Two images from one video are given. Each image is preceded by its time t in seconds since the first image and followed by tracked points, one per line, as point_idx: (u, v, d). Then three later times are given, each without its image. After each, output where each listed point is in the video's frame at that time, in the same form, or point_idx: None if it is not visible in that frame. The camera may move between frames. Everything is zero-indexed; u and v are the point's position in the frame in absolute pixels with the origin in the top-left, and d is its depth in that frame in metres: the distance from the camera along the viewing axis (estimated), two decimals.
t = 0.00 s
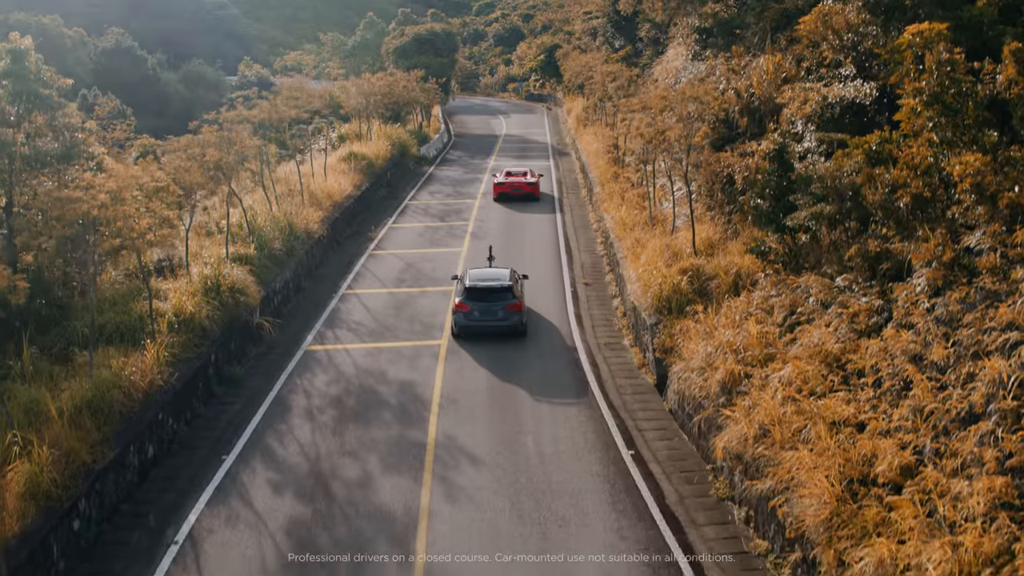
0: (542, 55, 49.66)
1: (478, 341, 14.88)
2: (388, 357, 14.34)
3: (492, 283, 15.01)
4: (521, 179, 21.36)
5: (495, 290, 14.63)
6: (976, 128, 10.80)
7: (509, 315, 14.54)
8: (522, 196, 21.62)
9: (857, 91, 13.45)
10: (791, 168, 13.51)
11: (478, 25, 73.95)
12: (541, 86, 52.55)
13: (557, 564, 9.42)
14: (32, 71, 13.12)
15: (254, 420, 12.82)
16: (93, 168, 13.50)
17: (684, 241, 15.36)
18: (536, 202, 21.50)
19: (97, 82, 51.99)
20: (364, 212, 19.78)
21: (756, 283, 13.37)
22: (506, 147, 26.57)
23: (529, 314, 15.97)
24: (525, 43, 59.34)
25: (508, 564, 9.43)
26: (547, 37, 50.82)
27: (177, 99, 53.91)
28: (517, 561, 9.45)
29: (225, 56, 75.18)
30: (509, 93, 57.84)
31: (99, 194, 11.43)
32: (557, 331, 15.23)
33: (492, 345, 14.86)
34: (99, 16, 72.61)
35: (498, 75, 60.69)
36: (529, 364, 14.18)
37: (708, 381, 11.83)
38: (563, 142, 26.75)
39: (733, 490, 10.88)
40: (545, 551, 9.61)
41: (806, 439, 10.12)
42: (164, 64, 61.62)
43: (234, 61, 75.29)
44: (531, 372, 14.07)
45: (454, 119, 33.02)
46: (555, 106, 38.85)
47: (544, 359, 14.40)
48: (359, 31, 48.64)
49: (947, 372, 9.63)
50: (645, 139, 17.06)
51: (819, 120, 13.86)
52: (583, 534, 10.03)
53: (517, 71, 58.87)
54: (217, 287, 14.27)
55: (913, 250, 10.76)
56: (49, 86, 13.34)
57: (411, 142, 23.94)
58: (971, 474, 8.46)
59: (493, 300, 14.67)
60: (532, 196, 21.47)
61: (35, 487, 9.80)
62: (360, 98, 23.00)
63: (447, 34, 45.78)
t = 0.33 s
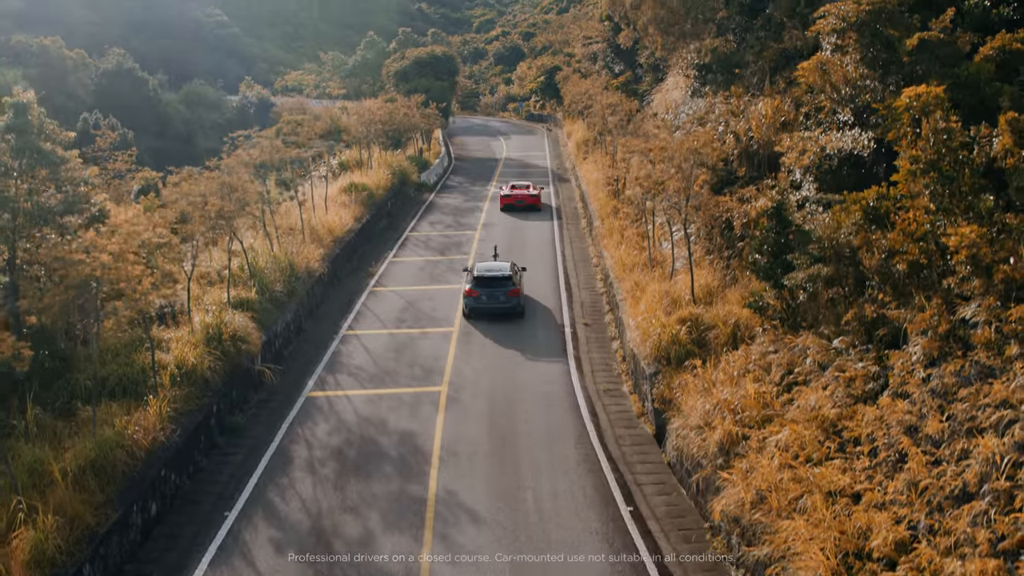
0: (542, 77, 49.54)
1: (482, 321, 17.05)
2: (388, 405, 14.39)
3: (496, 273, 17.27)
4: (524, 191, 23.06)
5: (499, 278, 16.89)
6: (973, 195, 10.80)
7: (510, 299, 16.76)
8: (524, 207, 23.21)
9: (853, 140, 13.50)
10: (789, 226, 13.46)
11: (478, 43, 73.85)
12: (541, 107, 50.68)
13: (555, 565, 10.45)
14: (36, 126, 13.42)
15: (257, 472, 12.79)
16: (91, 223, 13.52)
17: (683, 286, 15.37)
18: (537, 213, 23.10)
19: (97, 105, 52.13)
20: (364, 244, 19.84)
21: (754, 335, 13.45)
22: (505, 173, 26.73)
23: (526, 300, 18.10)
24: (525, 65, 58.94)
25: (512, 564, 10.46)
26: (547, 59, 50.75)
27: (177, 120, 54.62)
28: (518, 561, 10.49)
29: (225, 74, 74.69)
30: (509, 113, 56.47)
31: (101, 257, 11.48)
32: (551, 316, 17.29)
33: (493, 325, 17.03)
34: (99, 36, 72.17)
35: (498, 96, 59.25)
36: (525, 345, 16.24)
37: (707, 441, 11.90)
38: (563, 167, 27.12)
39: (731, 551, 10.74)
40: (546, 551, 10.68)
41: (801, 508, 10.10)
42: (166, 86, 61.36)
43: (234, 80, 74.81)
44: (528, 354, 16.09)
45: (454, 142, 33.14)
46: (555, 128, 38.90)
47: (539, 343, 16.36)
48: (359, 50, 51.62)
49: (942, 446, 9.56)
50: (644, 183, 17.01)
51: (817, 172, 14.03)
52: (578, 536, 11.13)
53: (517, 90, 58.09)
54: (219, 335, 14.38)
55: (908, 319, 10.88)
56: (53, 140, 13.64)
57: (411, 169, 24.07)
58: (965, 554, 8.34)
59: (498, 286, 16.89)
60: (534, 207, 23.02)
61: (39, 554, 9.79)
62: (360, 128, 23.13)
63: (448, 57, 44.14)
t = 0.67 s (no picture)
0: (542, 99, 49.51)
1: (488, 310, 18.91)
2: (389, 448, 14.30)
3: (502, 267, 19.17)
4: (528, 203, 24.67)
5: (505, 270, 18.82)
6: (971, 256, 10.94)
7: (514, 289, 18.65)
8: (528, 217, 24.85)
9: (852, 189, 13.67)
10: (789, 278, 13.59)
11: (479, 61, 73.81)
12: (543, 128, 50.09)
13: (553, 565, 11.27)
14: (39, 175, 13.50)
15: (259, 518, 12.59)
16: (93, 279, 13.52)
17: (683, 329, 15.41)
18: (540, 223, 24.73)
19: (98, 126, 52.26)
20: (364, 277, 19.83)
21: (754, 384, 13.51)
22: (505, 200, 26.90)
23: (527, 292, 19.95)
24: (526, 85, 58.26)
25: (514, 564, 11.26)
26: (547, 80, 50.80)
27: (179, 141, 55.27)
28: (520, 561, 11.31)
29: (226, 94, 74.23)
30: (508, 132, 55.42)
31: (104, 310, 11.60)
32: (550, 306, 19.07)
33: (499, 312, 18.88)
34: (101, 59, 71.52)
35: (499, 116, 57.85)
36: (527, 330, 18.01)
37: (706, 494, 11.79)
38: (563, 192, 27.27)
39: None
40: (547, 551, 11.53)
41: (800, 570, 9.82)
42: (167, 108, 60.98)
43: (235, 100, 74.38)
44: (528, 340, 17.86)
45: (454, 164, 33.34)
46: (555, 149, 39.07)
47: (538, 330, 18.06)
48: (359, 70, 52.51)
49: (939, 513, 9.37)
50: (643, 224, 17.01)
51: (815, 219, 14.16)
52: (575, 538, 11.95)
53: (517, 110, 56.75)
54: (221, 381, 14.43)
55: (906, 381, 10.91)
56: (53, 188, 13.65)
57: (412, 196, 24.19)
58: None
59: (503, 278, 18.81)
60: (536, 217, 24.65)
61: None
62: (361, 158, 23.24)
63: (449, 79, 43.17)
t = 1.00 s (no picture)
0: (542, 117, 49.52)
1: (498, 298, 20.84)
2: (391, 484, 14.20)
3: (508, 261, 21.14)
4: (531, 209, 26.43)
5: (510, 262, 20.79)
6: (970, 304, 10.97)
7: (518, 279, 20.59)
8: (531, 223, 26.59)
9: (852, 227, 13.72)
10: (787, 320, 13.47)
11: (480, 77, 73.71)
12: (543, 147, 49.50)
13: (549, 565, 12.04)
14: (42, 215, 13.58)
15: (262, 555, 12.51)
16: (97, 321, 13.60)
17: (683, 363, 15.47)
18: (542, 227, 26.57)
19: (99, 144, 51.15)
20: (364, 304, 19.86)
21: (754, 423, 13.56)
22: (505, 223, 27.01)
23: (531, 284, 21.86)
24: (527, 102, 57.46)
25: (512, 564, 11.98)
26: (547, 99, 50.79)
27: (180, 159, 54.09)
28: (519, 561, 12.04)
29: (227, 111, 73.58)
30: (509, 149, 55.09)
31: (109, 353, 11.64)
32: (551, 295, 20.94)
33: (505, 300, 20.78)
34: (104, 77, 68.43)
35: (499, 133, 57.33)
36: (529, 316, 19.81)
37: (706, 534, 11.74)
38: (564, 214, 27.42)
39: None
40: (545, 552, 12.30)
41: None
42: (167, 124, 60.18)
43: (235, 113, 74.24)
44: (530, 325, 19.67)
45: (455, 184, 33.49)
46: (555, 168, 39.20)
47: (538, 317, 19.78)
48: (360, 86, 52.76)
49: (936, 564, 9.25)
50: (642, 256, 17.07)
51: (815, 256, 14.24)
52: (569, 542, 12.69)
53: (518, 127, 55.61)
54: (223, 417, 14.45)
55: (906, 430, 10.93)
56: (57, 229, 13.72)
57: (413, 219, 24.32)
58: None
59: (509, 269, 20.76)
60: (539, 222, 26.44)
61: None
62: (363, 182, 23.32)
63: (450, 99, 42.60)
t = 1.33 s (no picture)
0: (543, 137, 49.36)
1: (505, 295, 22.93)
2: (392, 521, 13.95)
3: (516, 263, 23.32)
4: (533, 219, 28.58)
5: (517, 262, 22.97)
6: (968, 352, 11.02)
7: (523, 278, 22.67)
8: (532, 231, 28.64)
9: (851, 265, 13.79)
10: (787, 362, 13.56)
11: (480, 94, 73.51)
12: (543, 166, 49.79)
13: (546, 565, 12.75)
14: (44, 255, 13.58)
15: None
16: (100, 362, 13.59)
17: (683, 399, 15.49)
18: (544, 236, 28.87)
19: (99, 163, 50.31)
20: (365, 332, 19.91)
21: (754, 464, 13.55)
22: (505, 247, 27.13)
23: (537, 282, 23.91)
24: (528, 121, 57.24)
25: (509, 565, 12.66)
26: (547, 119, 50.73)
27: (180, 180, 53.56)
28: (518, 561, 12.73)
29: (227, 129, 72.59)
30: (508, 169, 53.77)
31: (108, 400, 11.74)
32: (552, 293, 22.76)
33: (512, 296, 22.81)
34: (105, 99, 66.30)
35: (500, 150, 56.84)
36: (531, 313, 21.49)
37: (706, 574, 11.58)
38: (564, 239, 27.66)
39: None
40: (542, 552, 12.99)
41: None
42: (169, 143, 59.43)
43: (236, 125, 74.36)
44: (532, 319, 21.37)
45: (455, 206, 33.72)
46: (554, 188, 39.26)
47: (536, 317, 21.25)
48: (361, 106, 54.85)
49: None
50: (643, 289, 17.20)
51: (814, 295, 14.24)
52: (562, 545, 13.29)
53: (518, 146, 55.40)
54: (225, 453, 14.38)
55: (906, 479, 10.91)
56: (60, 269, 13.71)
57: (414, 243, 24.46)
58: None
59: (516, 269, 22.92)
60: (540, 231, 28.60)
61: None
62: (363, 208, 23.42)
63: (450, 120, 41.28)
